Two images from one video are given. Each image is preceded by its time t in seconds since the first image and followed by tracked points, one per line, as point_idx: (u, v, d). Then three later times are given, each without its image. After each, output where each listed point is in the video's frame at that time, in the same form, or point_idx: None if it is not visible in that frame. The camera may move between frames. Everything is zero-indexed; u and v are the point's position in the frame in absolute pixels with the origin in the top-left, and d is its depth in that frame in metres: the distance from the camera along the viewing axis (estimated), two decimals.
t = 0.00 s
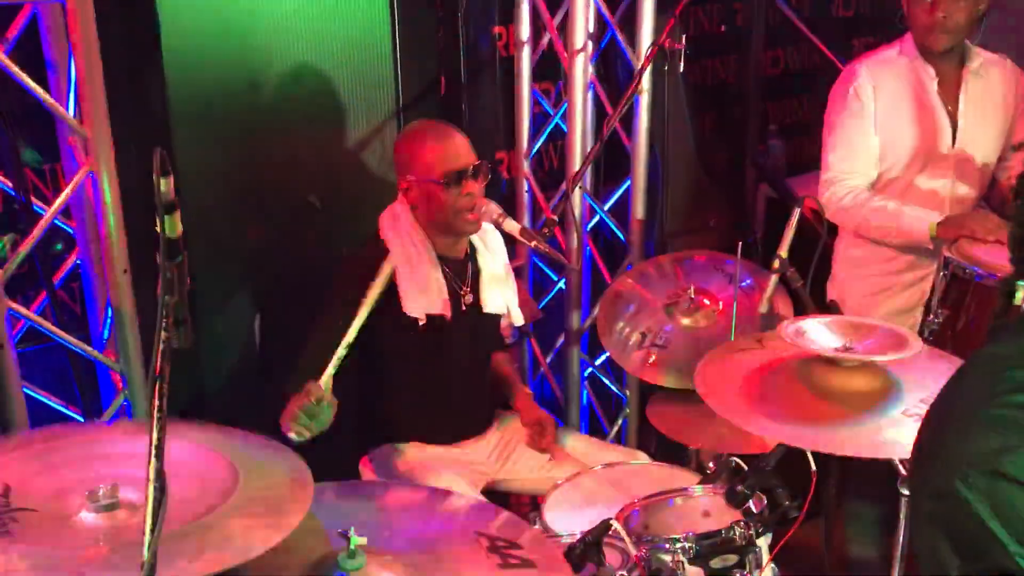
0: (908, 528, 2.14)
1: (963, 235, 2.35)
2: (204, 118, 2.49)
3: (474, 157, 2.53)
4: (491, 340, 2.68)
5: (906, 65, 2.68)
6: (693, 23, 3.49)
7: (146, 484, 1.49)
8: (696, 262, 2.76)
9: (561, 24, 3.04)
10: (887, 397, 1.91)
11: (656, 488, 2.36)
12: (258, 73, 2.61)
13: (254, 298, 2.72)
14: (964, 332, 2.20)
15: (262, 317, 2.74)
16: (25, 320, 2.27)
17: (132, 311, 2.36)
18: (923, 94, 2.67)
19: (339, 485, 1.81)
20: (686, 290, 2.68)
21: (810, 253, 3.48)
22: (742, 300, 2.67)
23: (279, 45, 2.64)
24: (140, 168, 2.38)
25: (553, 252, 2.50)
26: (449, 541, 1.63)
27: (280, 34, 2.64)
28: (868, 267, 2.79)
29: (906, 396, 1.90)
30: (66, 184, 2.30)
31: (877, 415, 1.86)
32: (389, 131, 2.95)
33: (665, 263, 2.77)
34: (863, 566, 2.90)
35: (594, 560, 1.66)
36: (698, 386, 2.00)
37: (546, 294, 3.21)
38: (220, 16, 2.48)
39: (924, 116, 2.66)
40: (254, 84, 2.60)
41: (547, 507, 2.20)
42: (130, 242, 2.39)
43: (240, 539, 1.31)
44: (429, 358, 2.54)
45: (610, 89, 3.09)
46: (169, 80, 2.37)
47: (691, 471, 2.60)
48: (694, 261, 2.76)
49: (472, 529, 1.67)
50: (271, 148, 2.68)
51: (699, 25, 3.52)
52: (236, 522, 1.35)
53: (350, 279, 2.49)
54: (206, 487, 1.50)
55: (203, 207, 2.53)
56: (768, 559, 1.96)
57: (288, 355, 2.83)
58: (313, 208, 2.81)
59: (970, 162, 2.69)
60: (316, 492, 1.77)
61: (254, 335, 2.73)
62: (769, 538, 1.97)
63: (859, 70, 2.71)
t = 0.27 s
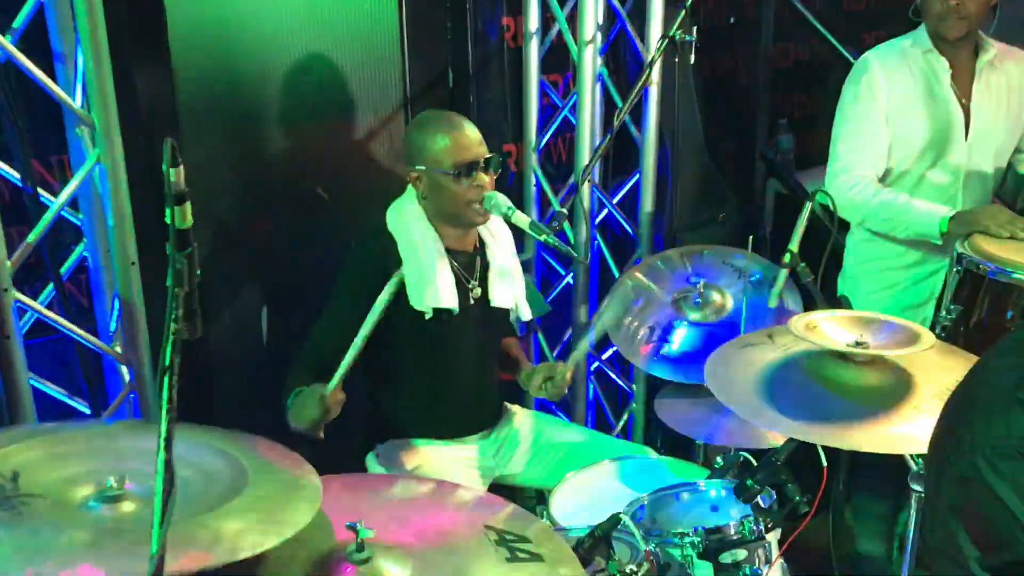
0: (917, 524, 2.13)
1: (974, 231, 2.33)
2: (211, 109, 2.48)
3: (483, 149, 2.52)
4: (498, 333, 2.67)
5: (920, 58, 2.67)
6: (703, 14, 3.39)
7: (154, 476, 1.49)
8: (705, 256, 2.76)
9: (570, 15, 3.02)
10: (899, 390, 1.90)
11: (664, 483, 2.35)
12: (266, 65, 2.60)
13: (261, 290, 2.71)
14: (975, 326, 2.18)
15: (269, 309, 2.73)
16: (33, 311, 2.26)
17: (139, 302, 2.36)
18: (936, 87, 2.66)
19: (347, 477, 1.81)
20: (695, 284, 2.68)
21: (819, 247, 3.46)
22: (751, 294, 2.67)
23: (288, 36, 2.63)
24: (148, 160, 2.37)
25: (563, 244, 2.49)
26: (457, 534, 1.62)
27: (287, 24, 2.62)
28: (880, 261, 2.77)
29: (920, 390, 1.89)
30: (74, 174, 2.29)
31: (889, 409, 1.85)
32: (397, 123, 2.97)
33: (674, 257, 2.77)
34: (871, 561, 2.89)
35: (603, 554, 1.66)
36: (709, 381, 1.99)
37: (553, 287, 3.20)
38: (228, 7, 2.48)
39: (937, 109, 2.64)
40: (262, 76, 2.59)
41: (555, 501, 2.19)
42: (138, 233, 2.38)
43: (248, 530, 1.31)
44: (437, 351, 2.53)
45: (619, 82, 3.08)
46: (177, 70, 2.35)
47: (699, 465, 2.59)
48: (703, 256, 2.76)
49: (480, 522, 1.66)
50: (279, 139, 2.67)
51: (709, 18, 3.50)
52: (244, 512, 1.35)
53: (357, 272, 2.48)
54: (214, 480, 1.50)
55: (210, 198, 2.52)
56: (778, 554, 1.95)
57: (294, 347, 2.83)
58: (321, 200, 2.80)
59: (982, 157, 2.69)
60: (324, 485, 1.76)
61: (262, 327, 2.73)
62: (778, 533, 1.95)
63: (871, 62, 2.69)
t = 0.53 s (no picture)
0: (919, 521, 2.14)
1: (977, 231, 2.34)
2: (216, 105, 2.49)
3: (486, 146, 2.52)
4: (502, 329, 2.68)
5: (924, 57, 2.68)
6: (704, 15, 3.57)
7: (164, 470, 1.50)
8: (707, 255, 2.78)
9: (574, 13, 3.03)
10: (900, 386, 1.92)
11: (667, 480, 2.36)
12: (271, 62, 2.61)
13: (266, 286, 2.72)
14: (978, 324, 2.20)
15: (273, 305, 2.75)
16: (40, 306, 2.27)
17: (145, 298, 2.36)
18: (940, 87, 2.67)
19: (354, 472, 1.82)
20: (698, 282, 2.69)
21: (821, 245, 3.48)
22: (755, 292, 2.67)
23: (293, 33, 2.64)
24: (154, 156, 2.38)
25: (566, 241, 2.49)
26: (464, 528, 1.63)
27: (292, 20, 2.63)
28: (883, 261, 2.78)
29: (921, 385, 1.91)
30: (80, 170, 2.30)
31: (892, 406, 1.86)
32: (401, 120, 2.95)
33: (676, 255, 2.79)
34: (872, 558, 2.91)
35: (609, 548, 1.67)
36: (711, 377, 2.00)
37: (555, 285, 3.21)
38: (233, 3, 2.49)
39: (940, 109, 2.66)
40: (268, 73, 2.60)
41: (559, 497, 2.19)
42: (143, 228, 2.39)
43: (259, 523, 1.32)
44: (441, 347, 2.54)
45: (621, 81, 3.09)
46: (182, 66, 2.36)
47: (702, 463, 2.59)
48: (705, 254, 2.77)
49: (486, 515, 1.68)
50: (283, 136, 2.68)
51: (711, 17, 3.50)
52: (254, 505, 1.36)
53: (361, 268, 2.49)
54: (223, 473, 1.51)
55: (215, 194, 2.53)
56: (782, 549, 1.96)
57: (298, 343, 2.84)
58: (326, 197, 2.81)
59: (986, 158, 2.72)
60: (330, 479, 1.77)
61: (266, 323, 2.74)
62: (782, 529, 1.96)
63: (876, 61, 2.69)
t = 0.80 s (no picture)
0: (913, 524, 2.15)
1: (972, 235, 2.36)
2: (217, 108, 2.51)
3: (485, 150, 2.55)
4: (501, 332, 2.70)
5: (923, 62, 2.71)
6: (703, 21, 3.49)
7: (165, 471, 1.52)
8: (704, 259, 2.80)
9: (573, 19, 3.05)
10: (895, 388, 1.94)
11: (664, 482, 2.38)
12: (272, 67, 2.63)
13: (266, 290, 2.74)
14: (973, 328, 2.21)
15: (274, 309, 2.77)
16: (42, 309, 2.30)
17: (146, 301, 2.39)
18: (938, 90, 2.69)
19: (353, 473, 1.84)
20: (696, 285, 2.71)
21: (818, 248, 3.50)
22: (752, 295, 2.69)
23: (294, 38, 2.66)
24: (155, 161, 2.40)
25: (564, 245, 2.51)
26: (461, 530, 1.65)
27: (295, 26, 2.66)
28: (882, 262, 2.80)
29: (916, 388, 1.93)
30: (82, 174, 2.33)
31: (886, 408, 1.88)
32: (402, 124, 2.97)
33: (674, 259, 2.81)
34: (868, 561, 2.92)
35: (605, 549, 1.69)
36: (708, 379, 2.02)
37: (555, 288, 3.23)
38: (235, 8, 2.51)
39: (938, 112, 2.67)
40: (269, 78, 2.63)
41: (557, 498, 2.21)
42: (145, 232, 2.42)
43: (258, 523, 1.34)
44: (440, 350, 2.56)
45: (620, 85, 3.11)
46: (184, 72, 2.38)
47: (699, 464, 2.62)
48: (703, 258, 2.79)
49: (483, 517, 1.69)
50: (284, 140, 2.70)
51: (710, 22, 3.52)
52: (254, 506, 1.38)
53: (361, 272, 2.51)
54: (223, 475, 1.53)
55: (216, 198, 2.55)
56: (777, 551, 1.98)
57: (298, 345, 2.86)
58: (326, 201, 2.83)
59: (987, 161, 2.72)
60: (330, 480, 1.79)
61: (266, 326, 2.75)
62: (777, 531, 1.98)
63: (875, 64, 2.72)
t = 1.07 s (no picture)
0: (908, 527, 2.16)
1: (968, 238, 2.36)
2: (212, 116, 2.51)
3: (479, 156, 2.56)
4: (497, 337, 2.70)
5: (917, 63, 2.71)
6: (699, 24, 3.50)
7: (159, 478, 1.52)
8: (702, 262, 2.78)
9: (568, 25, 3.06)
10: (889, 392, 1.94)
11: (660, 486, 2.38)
12: (267, 74, 2.64)
13: (263, 296, 2.74)
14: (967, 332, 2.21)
15: (271, 315, 2.77)
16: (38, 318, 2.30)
17: (143, 309, 2.39)
18: (931, 91, 2.68)
19: (348, 479, 1.83)
20: (691, 289, 2.71)
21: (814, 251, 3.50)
22: (748, 299, 2.69)
23: (289, 45, 2.67)
24: (151, 169, 2.41)
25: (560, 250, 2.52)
26: (455, 536, 1.65)
27: (289, 32, 2.66)
28: (879, 264, 2.80)
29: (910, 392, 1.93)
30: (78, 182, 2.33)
31: (880, 412, 1.88)
32: (398, 131, 2.98)
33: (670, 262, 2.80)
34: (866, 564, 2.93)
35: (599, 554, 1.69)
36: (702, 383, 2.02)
37: (552, 292, 3.23)
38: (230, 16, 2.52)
39: (931, 114, 2.67)
40: (264, 85, 2.63)
41: (553, 503, 2.21)
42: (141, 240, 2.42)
43: (250, 530, 1.35)
44: (436, 355, 2.56)
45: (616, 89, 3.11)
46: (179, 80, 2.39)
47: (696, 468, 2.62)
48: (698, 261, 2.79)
49: (478, 523, 1.69)
50: (280, 147, 2.71)
51: (705, 25, 3.52)
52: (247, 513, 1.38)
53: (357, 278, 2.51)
54: (217, 481, 1.53)
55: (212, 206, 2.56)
56: (772, 555, 1.98)
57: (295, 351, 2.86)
58: (322, 208, 2.84)
59: (983, 161, 2.71)
60: (325, 486, 1.79)
61: (263, 333, 2.76)
62: (772, 534, 1.98)
63: (869, 67, 2.73)
